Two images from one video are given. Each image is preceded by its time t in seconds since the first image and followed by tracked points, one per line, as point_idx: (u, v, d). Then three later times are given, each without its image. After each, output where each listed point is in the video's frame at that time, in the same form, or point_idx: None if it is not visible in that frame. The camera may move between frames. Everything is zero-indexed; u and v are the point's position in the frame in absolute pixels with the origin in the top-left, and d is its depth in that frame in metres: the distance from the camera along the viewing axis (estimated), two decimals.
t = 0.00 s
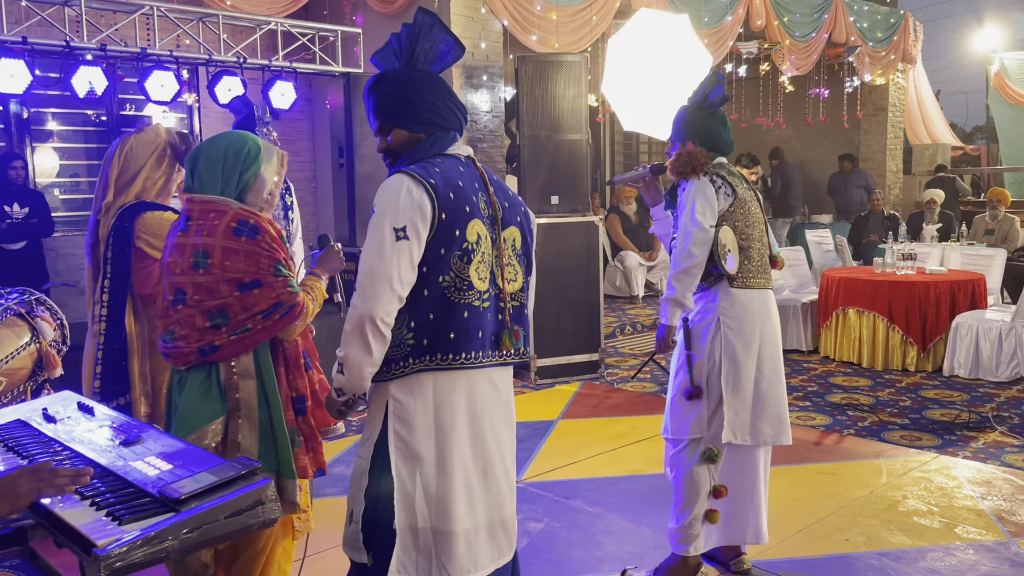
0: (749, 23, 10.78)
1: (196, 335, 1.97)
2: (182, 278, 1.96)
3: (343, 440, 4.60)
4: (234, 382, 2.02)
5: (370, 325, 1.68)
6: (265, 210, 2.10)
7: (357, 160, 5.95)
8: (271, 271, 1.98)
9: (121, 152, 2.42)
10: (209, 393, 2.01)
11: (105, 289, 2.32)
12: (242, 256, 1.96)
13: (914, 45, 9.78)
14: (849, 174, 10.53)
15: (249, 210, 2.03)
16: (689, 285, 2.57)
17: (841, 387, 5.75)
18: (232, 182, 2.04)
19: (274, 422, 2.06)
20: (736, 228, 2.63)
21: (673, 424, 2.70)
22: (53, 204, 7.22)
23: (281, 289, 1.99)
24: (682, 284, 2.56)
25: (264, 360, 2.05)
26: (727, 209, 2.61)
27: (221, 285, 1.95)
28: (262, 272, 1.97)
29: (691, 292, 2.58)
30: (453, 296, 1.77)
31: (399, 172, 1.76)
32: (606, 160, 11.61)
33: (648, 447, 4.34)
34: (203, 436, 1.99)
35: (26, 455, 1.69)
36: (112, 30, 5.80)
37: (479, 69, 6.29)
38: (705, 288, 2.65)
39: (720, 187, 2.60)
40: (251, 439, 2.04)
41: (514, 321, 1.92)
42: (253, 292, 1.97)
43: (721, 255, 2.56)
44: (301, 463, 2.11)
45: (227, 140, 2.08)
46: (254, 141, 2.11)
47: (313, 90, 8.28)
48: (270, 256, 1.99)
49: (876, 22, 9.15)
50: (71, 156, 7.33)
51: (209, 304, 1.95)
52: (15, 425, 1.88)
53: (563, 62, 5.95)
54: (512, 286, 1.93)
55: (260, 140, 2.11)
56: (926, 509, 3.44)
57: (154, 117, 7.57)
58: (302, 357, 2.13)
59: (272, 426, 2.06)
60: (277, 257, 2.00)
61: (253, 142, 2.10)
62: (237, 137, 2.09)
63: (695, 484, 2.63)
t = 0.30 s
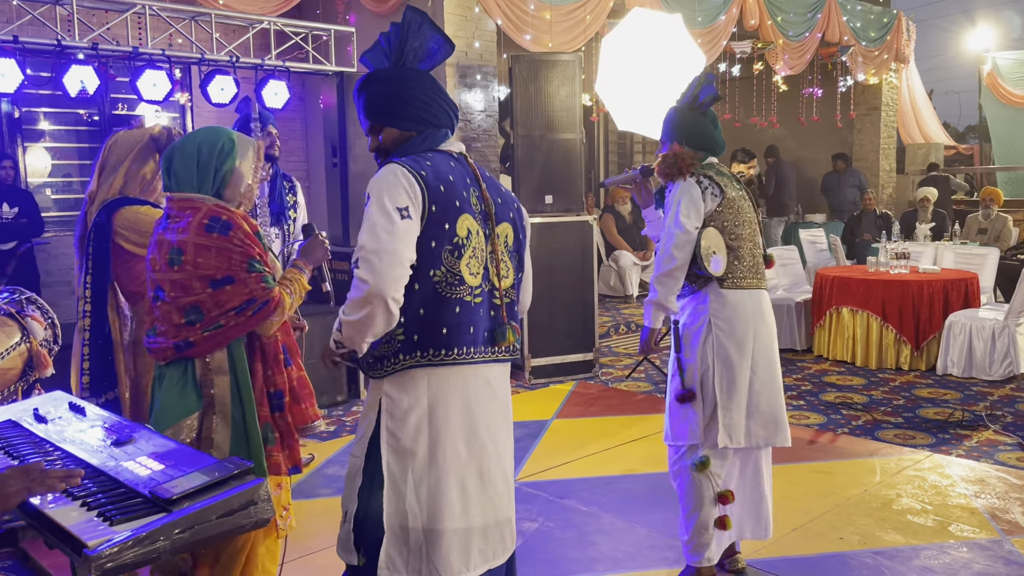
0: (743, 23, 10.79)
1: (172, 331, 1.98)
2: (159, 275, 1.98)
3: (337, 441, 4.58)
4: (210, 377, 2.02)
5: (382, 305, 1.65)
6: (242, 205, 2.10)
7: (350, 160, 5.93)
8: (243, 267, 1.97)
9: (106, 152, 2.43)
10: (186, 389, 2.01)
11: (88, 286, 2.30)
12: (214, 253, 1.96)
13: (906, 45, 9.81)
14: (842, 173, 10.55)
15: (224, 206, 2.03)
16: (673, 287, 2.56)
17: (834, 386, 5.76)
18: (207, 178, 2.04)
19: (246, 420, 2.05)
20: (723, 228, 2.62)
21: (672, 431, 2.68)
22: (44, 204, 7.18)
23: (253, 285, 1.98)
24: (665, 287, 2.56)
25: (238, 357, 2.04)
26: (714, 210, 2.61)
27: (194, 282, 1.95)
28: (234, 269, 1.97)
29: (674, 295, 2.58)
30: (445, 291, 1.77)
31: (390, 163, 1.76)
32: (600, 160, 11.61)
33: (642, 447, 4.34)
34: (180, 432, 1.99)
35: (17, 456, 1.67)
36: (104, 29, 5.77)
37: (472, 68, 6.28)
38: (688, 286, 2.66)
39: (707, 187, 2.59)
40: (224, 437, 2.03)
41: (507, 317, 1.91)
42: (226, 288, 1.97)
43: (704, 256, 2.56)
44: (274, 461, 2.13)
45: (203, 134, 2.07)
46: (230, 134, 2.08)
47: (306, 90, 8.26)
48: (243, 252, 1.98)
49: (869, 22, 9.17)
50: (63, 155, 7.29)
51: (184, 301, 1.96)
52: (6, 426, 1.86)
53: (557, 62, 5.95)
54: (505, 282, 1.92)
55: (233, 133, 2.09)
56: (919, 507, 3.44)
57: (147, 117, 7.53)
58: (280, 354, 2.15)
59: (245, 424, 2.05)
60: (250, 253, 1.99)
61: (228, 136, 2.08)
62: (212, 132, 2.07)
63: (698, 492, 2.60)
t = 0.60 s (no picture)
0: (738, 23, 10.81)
1: (151, 332, 2.02)
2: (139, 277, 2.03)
3: (333, 441, 4.58)
4: (187, 379, 2.04)
5: (382, 314, 1.65)
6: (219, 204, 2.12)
7: (345, 159, 5.92)
8: (213, 268, 1.98)
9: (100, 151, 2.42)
10: (164, 390, 2.02)
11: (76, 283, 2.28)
12: (183, 256, 1.97)
13: (901, 45, 9.83)
14: (838, 173, 10.58)
15: (196, 207, 2.03)
16: (647, 304, 2.52)
17: (830, 385, 5.77)
18: (183, 180, 2.06)
19: (222, 420, 2.07)
20: (701, 241, 2.53)
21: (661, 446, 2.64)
22: (38, 205, 7.15)
23: (223, 287, 1.99)
24: (638, 304, 2.51)
25: (213, 357, 2.07)
26: (690, 221, 2.54)
27: (166, 284, 1.98)
28: (203, 270, 1.98)
29: (648, 311, 2.53)
30: (457, 286, 1.76)
31: (400, 161, 1.75)
32: (596, 160, 11.62)
33: (638, 446, 4.34)
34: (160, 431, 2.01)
35: (11, 457, 1.66)
36: (98, 29, 5.75)
37: (468, 68, 6.28)
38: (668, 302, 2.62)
39: (680, 200, 2.53)
40: (200, 436, 2.05)
41: (516, 311, 1.92)
42: (196, 290, 1.98)
43: (679, 274, 2.45)
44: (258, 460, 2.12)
45: (177, 138, 2.09)
46: (206, 134, 2.10)
47: (301, 89, 8.25)
48: (212, 253, 1.99)
49: (864, 22, 9.19)
50: (57, 156, 7.26)
51: (158, 303, 1.99)
52: None
53: (553, 61, 5.95)
54: (509, 277, 1.93)
55: (208, 133, 2.10)
56: (915, 506, 3.45)
57: (141, 117, 7.51)
58: (260, 351, 2.15)
59: (221, 425, 2.07)
60: (219, 253, 1.99)
61: (201, 136, 2.09)
62: (186, 134, 2.09)
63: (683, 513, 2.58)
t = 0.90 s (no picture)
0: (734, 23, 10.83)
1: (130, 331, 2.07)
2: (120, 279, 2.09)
3: (329, 442, 4.58)
4: (163, 378, 2.09)
5: (377, 314, 1.64)
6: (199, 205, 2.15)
7: (342, 160, 5.91)
8: (183, 268, 2.01)
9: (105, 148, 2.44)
10: (142, 388, 2.08)
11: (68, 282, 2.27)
12: (154, 256, 2.01)
13: (897, 45, 9.85)
14: (834, 173, 10.60)
15: (171, 207, 2.06)
16: (622, 320, 2.43)
17: (826, 384, 5.78)
18: (164, 180, 2.10)
19: (197, 419, 2.12)
20: (681, 252, 2.41)
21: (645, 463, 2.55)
22: (34, 205, 7.14)
23: (193, 287, 2.02)
24: (614, 320, 2.43)
25: (188, 358, 2.11)
26: (670, 232, 2.41)
27: (140, 284, 2.02)
28: (174, 270, 2.01)
29: (624, 328, 2.43)
30: (450, 291, 1.76)
31: (392, 162, 1.75)
32: (592, 160, 11.62)
33: (635, 446, 4.35)
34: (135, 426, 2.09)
35: (6, 457, 1.66)
36: (94, 29, 5.74)
37: (464, 68, 6.28)
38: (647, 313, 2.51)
39: (657, 210, 2.41)
40: (175, 434, 2.10)
41: (511, 317, 1.92)
42: (168, 289, 2.02)
43: (654, 289, 2.36)
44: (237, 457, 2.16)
45: (160, 140, 2.13)
46: (188, 136, 2.13)
47: (298, 90, 8.25)
48: (182, 252, 2.01)
49: (860, 22, 9.20)
50: (53, 156, 7.26)
51: (134, 303, 2.04)
52: None
53: (550, 62, 5.95)
54: (504, 282, 1.93)
55: (189, 134, 2.14)
56: (911, 505, 3.46)
57: (138, 117, 7.50)
58: (240, 348, 2.19)
59: (196, 423, 2.12)
60: (190, 253, 2.02)
61: (182, 137, 2.13)
62: (168, 135, 2.14)
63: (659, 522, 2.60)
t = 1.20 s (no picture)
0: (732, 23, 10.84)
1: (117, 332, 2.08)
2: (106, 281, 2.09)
3: (327, 442, 4.57)
4: (145, 377, 2.11)
5: (405, 319, 1.60)
6: (185, 206, 2.17)
7: (339, 160, 5.90)
8: (166, 268, 2.02)
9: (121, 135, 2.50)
10: (129, 391, 2.10)
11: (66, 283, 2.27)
12: (136, 257, 2.01)
13: (895, 46, 9.87)
14: (831, 173, 10.62)
15: (156, 209, 2.07)
16: (605, 321, 2.39)
17: (823, 384, 5.79)
18: (152, 179, 2.12)
19: (180, 421, 2.13)
20: (672, 254, 2.36)
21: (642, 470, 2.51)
22: (31, 206, 7.13)
23: (176, 287, 2.03)
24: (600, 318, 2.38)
25: (173, 361, 2.13)
26: (663, 232, 2.36)
27: (124, 286, 2.03)
28: (156, 271, 2.02)
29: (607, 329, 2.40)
30: (459, 299, 1.74)
31: (395, 163, 1.70)
32: (590, 161, 11.63)
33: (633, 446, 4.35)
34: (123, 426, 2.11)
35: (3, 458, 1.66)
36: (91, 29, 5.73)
37: (462, 69, 6.28)
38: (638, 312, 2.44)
39: (650, 209, 2.35)
40: (157, 432, 2.12)
41: (512, 319, 1.92)
42: (151, 290, 2.02)
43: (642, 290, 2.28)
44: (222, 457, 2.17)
45: (148, 143, 2.15)
46: (176, 137, 2.15)
47: (295, 90, 8.25)
48: (165, 254, 2.02)
49: (857, 23, 9.21)
50: (50, 156, 7.25)
51: (120, 303, 2.04)
52: None
53: (547, 62, 5.95)
54: (505, 283, 1.92)
55: (176, 134, 2.15)
56: (908, 505, 3.46)
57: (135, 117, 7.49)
58: (227, 348, 2.19)
59: (179, 424, 2.13)
60: (173, 253, 2.02)
61: (168, 138, 2.15)
62: (155, 138, 2.15)
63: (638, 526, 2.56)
